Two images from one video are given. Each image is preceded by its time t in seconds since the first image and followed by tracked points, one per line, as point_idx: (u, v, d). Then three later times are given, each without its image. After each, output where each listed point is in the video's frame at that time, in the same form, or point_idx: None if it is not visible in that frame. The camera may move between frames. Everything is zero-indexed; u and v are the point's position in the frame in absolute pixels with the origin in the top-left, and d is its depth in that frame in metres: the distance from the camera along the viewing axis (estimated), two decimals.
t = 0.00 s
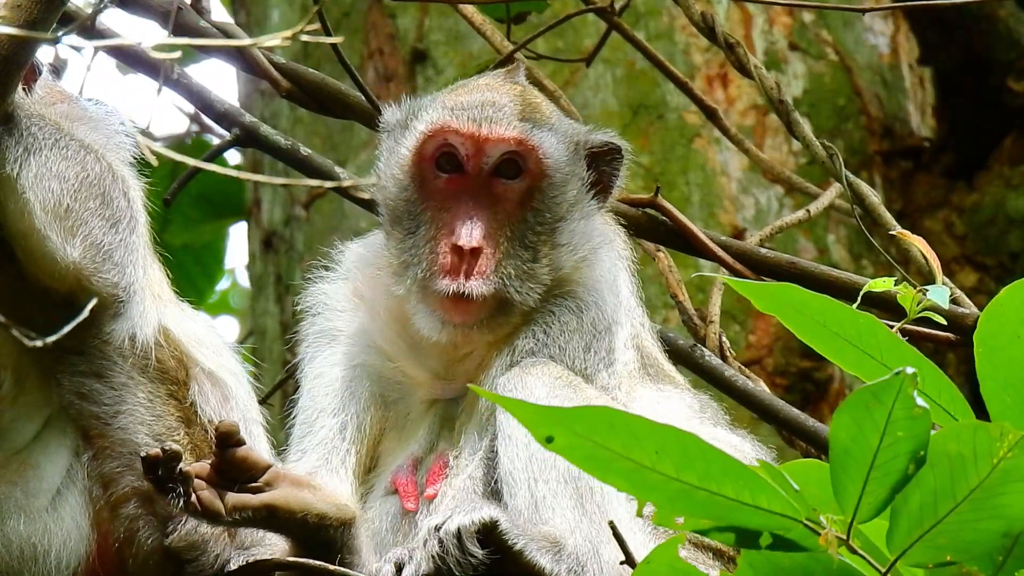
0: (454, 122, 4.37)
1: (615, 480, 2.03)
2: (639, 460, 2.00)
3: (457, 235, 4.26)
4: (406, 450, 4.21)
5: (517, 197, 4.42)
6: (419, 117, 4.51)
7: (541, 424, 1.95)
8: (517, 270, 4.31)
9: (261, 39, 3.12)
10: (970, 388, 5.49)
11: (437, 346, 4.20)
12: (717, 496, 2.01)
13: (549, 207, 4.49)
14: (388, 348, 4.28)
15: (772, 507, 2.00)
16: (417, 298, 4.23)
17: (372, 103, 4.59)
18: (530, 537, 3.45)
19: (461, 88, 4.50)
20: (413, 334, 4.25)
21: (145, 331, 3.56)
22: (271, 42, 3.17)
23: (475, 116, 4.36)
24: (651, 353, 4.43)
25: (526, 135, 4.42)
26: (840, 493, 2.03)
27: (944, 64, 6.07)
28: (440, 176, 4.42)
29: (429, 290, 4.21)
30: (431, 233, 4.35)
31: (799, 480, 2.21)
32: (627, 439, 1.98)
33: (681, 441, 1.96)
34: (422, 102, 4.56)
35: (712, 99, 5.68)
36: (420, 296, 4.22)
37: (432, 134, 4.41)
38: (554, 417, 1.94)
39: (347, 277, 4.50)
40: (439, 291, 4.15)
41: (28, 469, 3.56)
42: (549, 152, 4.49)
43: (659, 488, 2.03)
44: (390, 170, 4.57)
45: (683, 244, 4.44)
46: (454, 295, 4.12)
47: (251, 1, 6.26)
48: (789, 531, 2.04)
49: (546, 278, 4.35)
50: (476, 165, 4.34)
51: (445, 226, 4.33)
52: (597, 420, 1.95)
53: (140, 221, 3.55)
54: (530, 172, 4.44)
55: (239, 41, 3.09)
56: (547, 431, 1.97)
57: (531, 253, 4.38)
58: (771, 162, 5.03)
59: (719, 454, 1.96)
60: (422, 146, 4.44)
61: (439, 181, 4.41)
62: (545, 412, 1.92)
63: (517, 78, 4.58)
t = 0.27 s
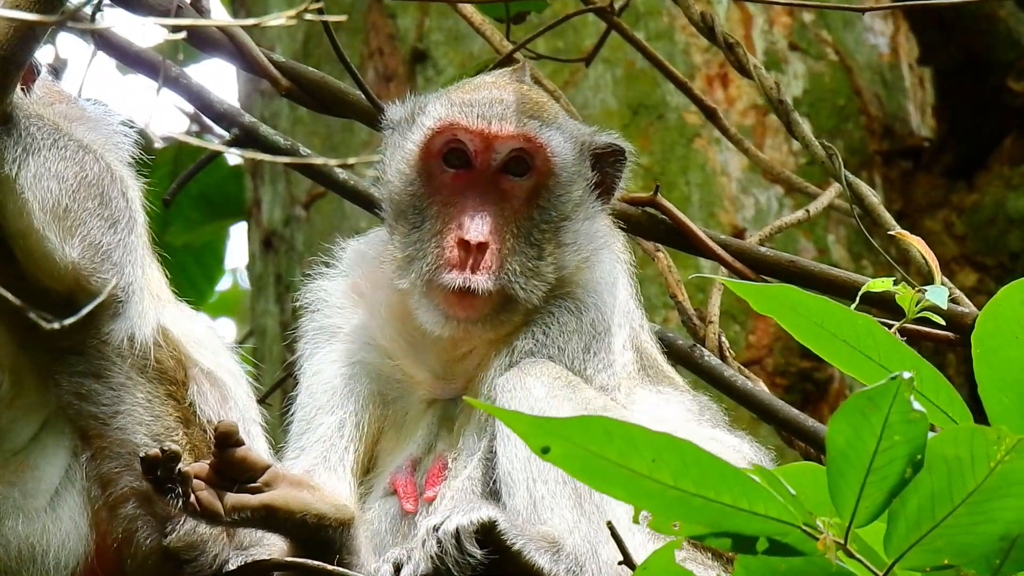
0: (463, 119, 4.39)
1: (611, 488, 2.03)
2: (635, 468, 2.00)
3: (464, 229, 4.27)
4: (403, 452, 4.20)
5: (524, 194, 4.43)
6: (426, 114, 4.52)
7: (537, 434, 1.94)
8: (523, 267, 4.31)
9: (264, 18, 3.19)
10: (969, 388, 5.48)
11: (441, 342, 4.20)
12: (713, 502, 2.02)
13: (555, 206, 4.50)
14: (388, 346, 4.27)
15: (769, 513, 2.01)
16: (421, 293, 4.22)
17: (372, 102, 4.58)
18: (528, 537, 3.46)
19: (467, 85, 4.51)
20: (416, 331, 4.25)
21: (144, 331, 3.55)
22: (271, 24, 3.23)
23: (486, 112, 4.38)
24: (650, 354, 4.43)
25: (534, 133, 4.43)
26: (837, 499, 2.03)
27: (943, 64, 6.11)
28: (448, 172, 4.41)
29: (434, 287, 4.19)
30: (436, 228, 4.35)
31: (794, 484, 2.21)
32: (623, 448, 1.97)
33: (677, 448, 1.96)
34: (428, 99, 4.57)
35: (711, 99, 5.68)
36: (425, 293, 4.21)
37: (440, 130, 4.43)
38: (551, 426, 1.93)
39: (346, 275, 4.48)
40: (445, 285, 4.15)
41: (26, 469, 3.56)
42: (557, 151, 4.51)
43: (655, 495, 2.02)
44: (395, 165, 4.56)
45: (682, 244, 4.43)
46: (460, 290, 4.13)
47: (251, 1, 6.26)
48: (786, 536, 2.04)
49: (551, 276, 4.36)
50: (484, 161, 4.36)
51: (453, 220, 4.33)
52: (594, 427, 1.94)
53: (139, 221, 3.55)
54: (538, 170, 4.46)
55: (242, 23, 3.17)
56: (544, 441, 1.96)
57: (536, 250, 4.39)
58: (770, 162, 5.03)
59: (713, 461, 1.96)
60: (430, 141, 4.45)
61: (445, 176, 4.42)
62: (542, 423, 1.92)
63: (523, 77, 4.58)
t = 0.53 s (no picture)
0: (480, 103, 4.50)
1: (608, 488, 2.02)
2: (632, 467, 2.00)
3: (476, 212, 4.32)
4: (400, 454, 4.19)
5: (536, 183, 4.50)
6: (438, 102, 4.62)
7: (534, 433, 1.94)
8: (533, 254, 4.35)
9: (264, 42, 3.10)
10: (969, 388, 5.48)
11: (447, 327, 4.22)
12: (711, 502, 2.01)
13: (561, 199, 4.55)
14: (387, 344, 4.26)
15: (767, 512, 2.01)
16: (429, 277, 4.25)
17: (371, 102, 4.58)
18: (526, 537, 3.46)
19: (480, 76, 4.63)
20: (420, 325, 4.25)
21: (142, 331, 3.54)
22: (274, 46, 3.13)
23: (504, 98, 4.50)
24: (643, 354, 4.46)
25: (550, 122, 4.55)
26: (834, 499, 2.03)
27: (943, 63, 6.11)
28: (460, 156, 4.49)
29: (445, 270, 4.22)
30: (447, 210, 4.39)
31: (791, 484, 2.22)
32: (620, 446, 1.97)
33: (675, 447, 1.96)
34: (437, 91, 4.68)
35: (711, 99, 5.68)
36: (431, 280, 4.24)
37: (456, 114, 4.52)
38: (547, 425, 1.93)
39: (344, 274, 4.44)
40: (456, 266, 4.20)
41: (24, 469, 3.57)
42: (569, 142, 4.61)
43: (653, 495, 2.03)
44: (404, 153, 4.61)
45: (681, 243, 4.44)
46: (472, 273, 4.19)
47: (252, 2, 6.26)
48: (783, 534, 2.03)
49: (559, 267, 4.38)
50: (498, 146, 4.44)
51: (465, 202, 4.37)
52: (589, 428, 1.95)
53: (138, 221, 3.55)
54: (552, 161, 4.55)
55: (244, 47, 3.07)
56: (540, 440, 1.96)
57: (546, 241, 4.42)
58: (770, 162, 5.02)
59: (710, 459, 1.96)
60: (443, 126, 4.54)
61: (458, 161, 4.49)
62: (538, 420, 1.92)
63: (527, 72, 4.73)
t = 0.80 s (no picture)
0: (508, 85, 4.60)
1: (605, 486, 2.02)
2: (628, 466, 2.00)
3: (502, 186, 4.33)
4: (399, 453, 4.19)
5: (554, 168, 4.58)
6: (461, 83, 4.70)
7: (529, 432, 1.95)
8: (549, 237, 4.38)
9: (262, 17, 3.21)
10: (969, 388, 5.47)
11: (461, 300, 4.25)
12: (707, 500, 2.00)
13: (572, 188, 4.60)
14: (387, 342, 4.26)
15: (764, 510, 2.00)
16: (444, 252, 4.27)
17: (370, 102, 4.57)
18: (524, 537, 3.45)
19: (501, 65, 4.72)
20: (424, 320, 4.29)
21: (140, 331, 3.54)
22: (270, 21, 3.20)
23: (531, 82, 4.60)
24: (645, 355, 4.48)
25: (572, 109, 4.67)
26: (831, 497, 2.03)
27: (943, 63, 6.11)
28: (483, 135, 4.55)
29: (464, 243, 4.23)
30: (469, 184, 4.40)
31: (790, 482, 2.22)
32: (617, 447, 1.98)
33: (671, 447, 1.96)
34: (456, 77, 4.76)
35: (711, 99, 5.68)
36: (444, 253, 4.27)
37: (480, 95, 4.60)
38: (543, 425, 1.94)
39: (345, 271, 4.42)
40: (477, 238, 4.20)
41: (23, 469, 3.58)
42: (587, 132, 4.71)
43: (649, 493, 2.02)
44: (424, 130, 4.64)
45: (681, 243, 4.44)
46: (493, 247, 4.20)
47: (252, 2, 6.26)
48: (780, 533, 2.03)
49: (572, 251, 4.45)
50: (521, 127, 4.52)
51: (488, 175, 4.40)
52: (585, 427, 1.95)
53: (136, 221, 3.55)
54: (570, 148, 4.64)
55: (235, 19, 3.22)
56: (536, 439, 1.96)
57: (561, 226, 4.47)
58: (770, 162, 5.02)
59: (708, 458, 1.95)
60: (466, 106, 4.60)
61: (480, 139, 4.54)
62: (534, 421, 1.93)
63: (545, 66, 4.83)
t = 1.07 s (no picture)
0: (519, 79, 4.65)
1: (602, 487, 2.02)
2: (627, 467, 2.00)
3: (513, 173, 4.42)
4: (397, 454, 4.17)
5: (563, 163, 4.64)
6: (473, 75, 4.75)
7: (527, 434, 1.94)
8: (558, 228, 4.43)
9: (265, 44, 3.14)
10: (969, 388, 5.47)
11: (466, 282, 4.30)
12: (705, 502, 2.00)
13: (578, 182, 4.65)
14: (387, 339, 4.27)
15: (762, 512, 2.01)
16: (451, 237, 4.32)
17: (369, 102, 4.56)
18: (523, 537, 3.45)
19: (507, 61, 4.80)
20: (425, 315, 4.33)
21: (139, 331, 3.53)
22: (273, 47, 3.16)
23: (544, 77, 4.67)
24: (646, 357, 4.47)
25: (584, 105, 4.73)
26: (829, 498, 2.02)
27: (945, 63, 6.06)
28: (494, 125, 4.61)
29: (473, 228, 4.29)
30: (478, 171, 4.47)
31: (787, 483, 2.22)
32: (615, 448, 1.97)
33: (670, 447, 1.95)
34: (467, 70, 4.81)
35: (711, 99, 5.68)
36: (450, 238, 4.31)
37: (492, 86, 4.65)
38: (542, 425, 1.93)
39: (347, 269, 4.42)
40: (486, 223, 4.28)
41: (22, 469, 3.57)
42: (597, 129, 4.78)
43: (647, 493, 2.02)
44: (435, 119, 4.67)
45: (681, 243, 4.44)
46: (501, 231, 4.28)
47: (252, 2, 6.27)
48: (778, 534, 2.03)
49: (579, 243, 4.49)
50: (532, 119, 4.59)
51: (498, 162, 4.48)
52: (585, 428, 1.95)
53: (135, 221, 3.55)
54: (579, 144, 4.70)
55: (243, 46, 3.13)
56: (534, 440, 1.95)
57: (568, 218, 4.52)
58: (770, 162, 5.02)
59: (705, 459, 1.96)
60: (478, 96, 4.66)
61: (490, 130, 4.60)
62: (534, 421, 1.92)
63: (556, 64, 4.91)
